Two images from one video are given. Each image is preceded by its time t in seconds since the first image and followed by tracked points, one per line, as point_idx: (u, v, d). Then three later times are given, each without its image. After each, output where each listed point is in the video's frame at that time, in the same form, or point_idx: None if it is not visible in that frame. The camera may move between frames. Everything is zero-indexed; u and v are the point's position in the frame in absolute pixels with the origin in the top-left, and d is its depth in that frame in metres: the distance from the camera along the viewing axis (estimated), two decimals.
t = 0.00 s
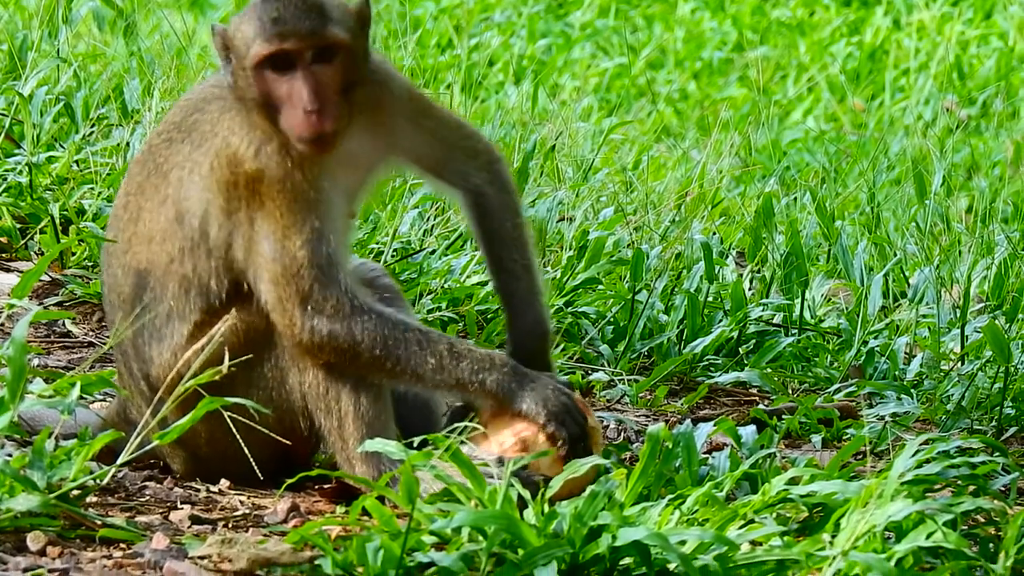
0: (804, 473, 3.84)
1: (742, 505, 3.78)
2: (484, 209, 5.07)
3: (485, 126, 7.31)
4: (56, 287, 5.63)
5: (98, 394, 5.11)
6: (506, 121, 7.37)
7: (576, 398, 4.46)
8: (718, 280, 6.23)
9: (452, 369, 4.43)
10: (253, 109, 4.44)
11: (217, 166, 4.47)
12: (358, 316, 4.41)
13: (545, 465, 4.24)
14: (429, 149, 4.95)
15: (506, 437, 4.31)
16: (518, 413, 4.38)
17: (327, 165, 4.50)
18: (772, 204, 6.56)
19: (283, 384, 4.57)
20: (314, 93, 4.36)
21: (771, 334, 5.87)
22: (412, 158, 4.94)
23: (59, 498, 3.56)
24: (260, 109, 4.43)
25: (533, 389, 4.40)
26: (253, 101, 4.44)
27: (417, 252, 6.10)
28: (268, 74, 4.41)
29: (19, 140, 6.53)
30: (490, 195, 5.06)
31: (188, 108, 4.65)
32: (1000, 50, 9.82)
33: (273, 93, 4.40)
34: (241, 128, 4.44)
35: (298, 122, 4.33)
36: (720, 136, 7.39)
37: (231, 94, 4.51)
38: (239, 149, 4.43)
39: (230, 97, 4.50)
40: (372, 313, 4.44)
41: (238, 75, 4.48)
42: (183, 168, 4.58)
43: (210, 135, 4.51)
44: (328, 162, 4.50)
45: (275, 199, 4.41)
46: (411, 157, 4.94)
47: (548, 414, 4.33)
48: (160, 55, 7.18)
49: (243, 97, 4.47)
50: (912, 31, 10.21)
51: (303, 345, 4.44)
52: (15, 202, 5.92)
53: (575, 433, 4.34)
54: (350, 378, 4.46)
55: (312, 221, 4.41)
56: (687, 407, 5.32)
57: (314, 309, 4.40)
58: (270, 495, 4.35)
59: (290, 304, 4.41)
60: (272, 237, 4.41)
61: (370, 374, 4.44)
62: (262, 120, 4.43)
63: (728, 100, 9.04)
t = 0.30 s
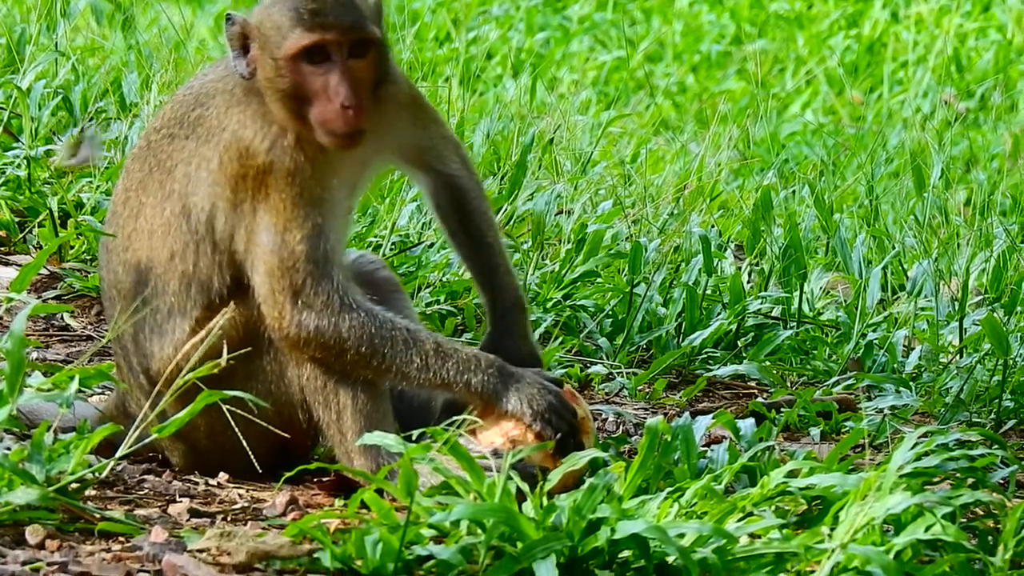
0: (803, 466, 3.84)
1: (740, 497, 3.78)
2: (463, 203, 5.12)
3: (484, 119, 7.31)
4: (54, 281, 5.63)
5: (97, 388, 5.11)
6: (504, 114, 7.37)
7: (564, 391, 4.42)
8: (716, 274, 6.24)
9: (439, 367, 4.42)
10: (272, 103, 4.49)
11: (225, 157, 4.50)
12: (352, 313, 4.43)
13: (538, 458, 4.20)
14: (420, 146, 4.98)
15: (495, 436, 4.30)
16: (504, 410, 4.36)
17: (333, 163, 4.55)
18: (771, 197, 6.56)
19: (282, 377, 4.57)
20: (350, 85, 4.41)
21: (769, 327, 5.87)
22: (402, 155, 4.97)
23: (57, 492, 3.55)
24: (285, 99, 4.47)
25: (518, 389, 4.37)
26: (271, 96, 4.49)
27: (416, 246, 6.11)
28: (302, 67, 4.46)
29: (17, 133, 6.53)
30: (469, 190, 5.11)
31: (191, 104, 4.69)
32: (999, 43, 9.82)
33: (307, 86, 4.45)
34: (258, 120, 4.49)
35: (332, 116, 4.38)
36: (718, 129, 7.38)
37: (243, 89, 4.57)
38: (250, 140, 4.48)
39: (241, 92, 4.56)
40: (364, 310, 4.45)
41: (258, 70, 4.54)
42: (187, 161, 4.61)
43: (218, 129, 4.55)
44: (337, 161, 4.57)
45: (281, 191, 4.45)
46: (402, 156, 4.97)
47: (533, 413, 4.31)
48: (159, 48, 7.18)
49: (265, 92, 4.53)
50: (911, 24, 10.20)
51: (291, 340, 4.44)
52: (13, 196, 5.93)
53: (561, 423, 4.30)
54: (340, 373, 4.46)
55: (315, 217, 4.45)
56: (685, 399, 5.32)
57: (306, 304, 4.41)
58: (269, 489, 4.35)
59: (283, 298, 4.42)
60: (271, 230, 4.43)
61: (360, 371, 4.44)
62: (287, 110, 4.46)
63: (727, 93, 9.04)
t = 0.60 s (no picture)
0: (802, 460, 3.85)
1: (740, 492, 3.78)
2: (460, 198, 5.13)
3: (482, 114, 7.32)
4: (54, 277, 5.64)
5: (96, 383, 5.11)
6: (503, 109, 7.36)
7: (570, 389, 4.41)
8: (715, 268, 6.24)
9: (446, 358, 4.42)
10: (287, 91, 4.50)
11: (228, 146, 4.50)
12: (356, 303, 4.42)
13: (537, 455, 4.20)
14: (417, 142, 4.99)
15: (495, 431, 4.28)
16: (503, 404, 4.36)
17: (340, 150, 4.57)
18: (770, 191, 6.55)
19: (282, 371, 4.56)
20: (376, 72, 4.42)
21: (769, 322, 5.87)
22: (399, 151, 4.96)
23: (56, 487, 3.56)
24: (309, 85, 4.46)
25: (520, 384, 4.37)
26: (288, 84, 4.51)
27: (415, 241, 6.11)
28: (329, 51, 4.46)
29: (16, 129, 6.53)
30: (466, 183, 5.12)
31: (192, 98, 4.68)
32: (998, 38, 9.81)
33: (336, 70, 4.45)
34: (273, 108, 4.49)
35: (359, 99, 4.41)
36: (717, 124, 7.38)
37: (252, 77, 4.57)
38: (258, 129, 4.47)
39: (250, 82, 4.57)
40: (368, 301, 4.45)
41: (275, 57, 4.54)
42: (189, 153, 4.61)
43: (223, 119, 4.54)
44: (347, 148, 4.58)
45: (286, 181, 4.45)
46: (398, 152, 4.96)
47: (534, 409, 4.30)
48: (157, 44, 7.18)
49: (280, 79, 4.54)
50: (910, 18, 10.20)
51: (293, 330, 4.45)
52: (12, 192, 5.93)
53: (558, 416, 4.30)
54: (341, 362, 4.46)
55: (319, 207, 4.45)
56: (685, 394, 5.32)
57: (309, 293, 4.41)
58: (269, 484, 4.35)
59: (286, 287, 4.41)
60: (277, 220, 4.43)
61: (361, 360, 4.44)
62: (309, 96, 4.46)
63: (725, 88, 9.03)
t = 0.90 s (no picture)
0: (804, 455, 3.85)
1: (741, 486, 3.78)
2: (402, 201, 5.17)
3: (484, 109, 7.32)
4: (55, 272, 5.64)
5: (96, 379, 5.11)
6: (505, 104, 7.36)
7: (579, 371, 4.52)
8: (717, 263, 6.24)
9: (465, 323, 4.51)
10: (288, 57, 4.54)
11: (232, 121, 4.49)
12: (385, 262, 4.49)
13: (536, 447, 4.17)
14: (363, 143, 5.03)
15: (483, 427, 4.12)
16: (490, 398, 4.21)
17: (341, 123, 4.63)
18: (771, 186, 6.55)
19: (279, 368, 4.55)
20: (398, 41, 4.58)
21: (770, 316, 5.88)
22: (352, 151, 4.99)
23: (58, 482, 3.56)
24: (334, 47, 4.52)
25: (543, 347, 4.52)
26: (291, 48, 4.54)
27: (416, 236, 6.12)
28: (360, 19, 4.54)
29: (18, 124, 6.53)
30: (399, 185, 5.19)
31: (168, 86, 4.62)
32: (999, 32, 9.81)
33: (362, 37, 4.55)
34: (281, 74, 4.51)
35: (386, 66, 4.58)
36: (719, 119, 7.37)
37: (240, 47, 4.56)
38: (258, 99, 4.48)
39: (235, 51, 4.55)
40: (397, 257, 4.51)
41: (292, 17, 4.55)
42: (174, 141, 4.56)
43: (213, 95, 4.53)
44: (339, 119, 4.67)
45: (298, 143, 4.47)
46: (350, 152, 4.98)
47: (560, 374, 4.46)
48: (159, 39, 7.19)
49: (277, 42, 4.56)
50: (911, 13, 10.19)
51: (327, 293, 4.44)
52: (14, 187, 5.93)
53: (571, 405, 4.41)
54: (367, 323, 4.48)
55: (336, 165, 4.49)
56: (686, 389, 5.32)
57: (342, 253, 4.43)
58: (269, 479, 4.35)
59: (317, 248, 4.43)
60: (296, 184, 4.45)
61: (359, 352, 4.42)
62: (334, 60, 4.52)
63: (727, 83, 9.03)
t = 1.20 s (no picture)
0: (805, 451, 3.85)
1: (742, 483, 3.78)
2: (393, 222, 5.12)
3: (485, 106, 7.32)
4: (56, 268, 5.65)
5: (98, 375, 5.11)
6: (506, 100, 7.36)
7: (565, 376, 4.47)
8: (718, 260, 6.24)
9: (453, 324, 4.50)
10: (295, 47, 4.53)
11: (229, 107, 4.46)
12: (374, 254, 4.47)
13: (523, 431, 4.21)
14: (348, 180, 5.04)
15: (482, 421, 4.17)
16: (486, 394, 4.27)
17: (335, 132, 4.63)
18: (772, 183, 6.55)
19: (279, 364, 4.54)
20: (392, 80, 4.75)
21: (771, 313, 5.88)
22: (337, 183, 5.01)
23: (58, 479, 3.56)
24: (352, 58, 4.60)
25: (530, 354, 4.48)
26: (303, 41, 4.55)
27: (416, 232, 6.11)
28: (384, 50, 4.67)
29: (18, 120, 6.53)
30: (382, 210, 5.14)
31: (164, 73, 4.59)
32: (1000, 29, 9.81)
33: (375, 65, 4.67)
34: (291, 61, 4.50)
35: (374, 100, 4.73)
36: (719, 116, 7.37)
37: (248, 34, 4.55)
38: (255, 87, 4.46)
39: (244, 33, 4.55)
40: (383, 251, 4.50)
41: (337, 19, 4.59)
42: (169, 127, 4.53)
43: (212, 74, 4.51)
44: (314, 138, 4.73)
45: (292, 126, 4.44)
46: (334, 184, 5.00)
47: (542, 381, 4.41)
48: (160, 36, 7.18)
49: (294, 32, 4.57)
50: (912, 9, 10.19)
51: (314, 281, 4.42)
52: (15, 183, 5.94)
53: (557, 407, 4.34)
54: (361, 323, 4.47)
55: (327, 153, 4.47)
56: (687, 385, 5.32)
57: (327, 241, 4.41)
58: (271, 475, 4.35)
59: (304, 235, 4.41)
60: (285, 168, 4.42)
61: (356, 349, 4.42)
62: (348, 72, 4.61)
63: (728, 80, 9.03)
